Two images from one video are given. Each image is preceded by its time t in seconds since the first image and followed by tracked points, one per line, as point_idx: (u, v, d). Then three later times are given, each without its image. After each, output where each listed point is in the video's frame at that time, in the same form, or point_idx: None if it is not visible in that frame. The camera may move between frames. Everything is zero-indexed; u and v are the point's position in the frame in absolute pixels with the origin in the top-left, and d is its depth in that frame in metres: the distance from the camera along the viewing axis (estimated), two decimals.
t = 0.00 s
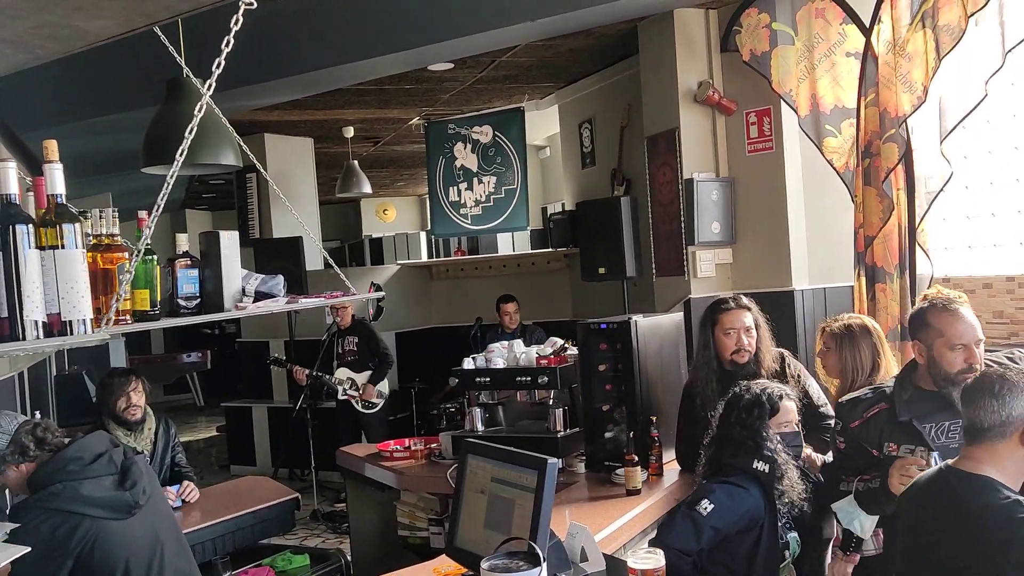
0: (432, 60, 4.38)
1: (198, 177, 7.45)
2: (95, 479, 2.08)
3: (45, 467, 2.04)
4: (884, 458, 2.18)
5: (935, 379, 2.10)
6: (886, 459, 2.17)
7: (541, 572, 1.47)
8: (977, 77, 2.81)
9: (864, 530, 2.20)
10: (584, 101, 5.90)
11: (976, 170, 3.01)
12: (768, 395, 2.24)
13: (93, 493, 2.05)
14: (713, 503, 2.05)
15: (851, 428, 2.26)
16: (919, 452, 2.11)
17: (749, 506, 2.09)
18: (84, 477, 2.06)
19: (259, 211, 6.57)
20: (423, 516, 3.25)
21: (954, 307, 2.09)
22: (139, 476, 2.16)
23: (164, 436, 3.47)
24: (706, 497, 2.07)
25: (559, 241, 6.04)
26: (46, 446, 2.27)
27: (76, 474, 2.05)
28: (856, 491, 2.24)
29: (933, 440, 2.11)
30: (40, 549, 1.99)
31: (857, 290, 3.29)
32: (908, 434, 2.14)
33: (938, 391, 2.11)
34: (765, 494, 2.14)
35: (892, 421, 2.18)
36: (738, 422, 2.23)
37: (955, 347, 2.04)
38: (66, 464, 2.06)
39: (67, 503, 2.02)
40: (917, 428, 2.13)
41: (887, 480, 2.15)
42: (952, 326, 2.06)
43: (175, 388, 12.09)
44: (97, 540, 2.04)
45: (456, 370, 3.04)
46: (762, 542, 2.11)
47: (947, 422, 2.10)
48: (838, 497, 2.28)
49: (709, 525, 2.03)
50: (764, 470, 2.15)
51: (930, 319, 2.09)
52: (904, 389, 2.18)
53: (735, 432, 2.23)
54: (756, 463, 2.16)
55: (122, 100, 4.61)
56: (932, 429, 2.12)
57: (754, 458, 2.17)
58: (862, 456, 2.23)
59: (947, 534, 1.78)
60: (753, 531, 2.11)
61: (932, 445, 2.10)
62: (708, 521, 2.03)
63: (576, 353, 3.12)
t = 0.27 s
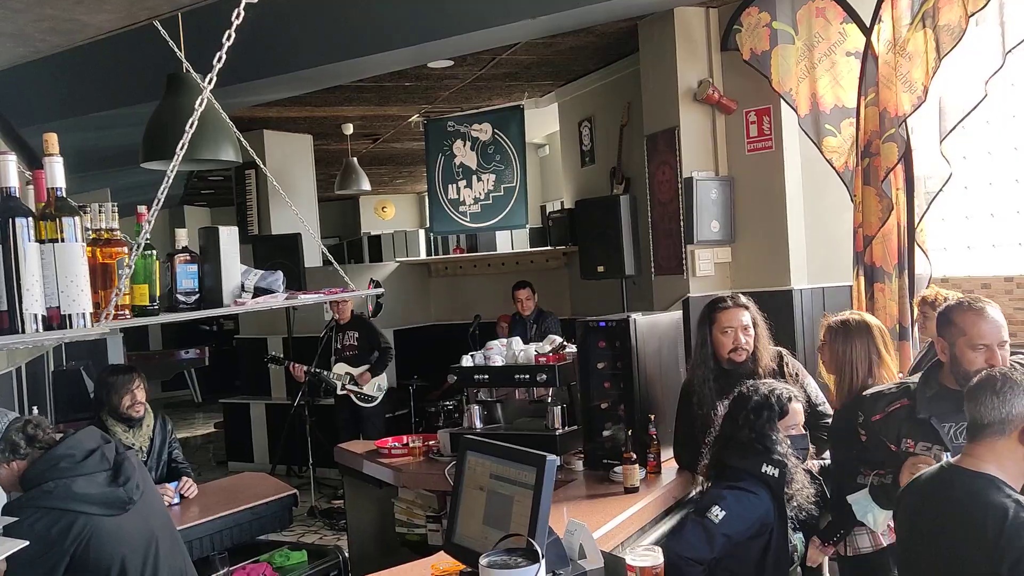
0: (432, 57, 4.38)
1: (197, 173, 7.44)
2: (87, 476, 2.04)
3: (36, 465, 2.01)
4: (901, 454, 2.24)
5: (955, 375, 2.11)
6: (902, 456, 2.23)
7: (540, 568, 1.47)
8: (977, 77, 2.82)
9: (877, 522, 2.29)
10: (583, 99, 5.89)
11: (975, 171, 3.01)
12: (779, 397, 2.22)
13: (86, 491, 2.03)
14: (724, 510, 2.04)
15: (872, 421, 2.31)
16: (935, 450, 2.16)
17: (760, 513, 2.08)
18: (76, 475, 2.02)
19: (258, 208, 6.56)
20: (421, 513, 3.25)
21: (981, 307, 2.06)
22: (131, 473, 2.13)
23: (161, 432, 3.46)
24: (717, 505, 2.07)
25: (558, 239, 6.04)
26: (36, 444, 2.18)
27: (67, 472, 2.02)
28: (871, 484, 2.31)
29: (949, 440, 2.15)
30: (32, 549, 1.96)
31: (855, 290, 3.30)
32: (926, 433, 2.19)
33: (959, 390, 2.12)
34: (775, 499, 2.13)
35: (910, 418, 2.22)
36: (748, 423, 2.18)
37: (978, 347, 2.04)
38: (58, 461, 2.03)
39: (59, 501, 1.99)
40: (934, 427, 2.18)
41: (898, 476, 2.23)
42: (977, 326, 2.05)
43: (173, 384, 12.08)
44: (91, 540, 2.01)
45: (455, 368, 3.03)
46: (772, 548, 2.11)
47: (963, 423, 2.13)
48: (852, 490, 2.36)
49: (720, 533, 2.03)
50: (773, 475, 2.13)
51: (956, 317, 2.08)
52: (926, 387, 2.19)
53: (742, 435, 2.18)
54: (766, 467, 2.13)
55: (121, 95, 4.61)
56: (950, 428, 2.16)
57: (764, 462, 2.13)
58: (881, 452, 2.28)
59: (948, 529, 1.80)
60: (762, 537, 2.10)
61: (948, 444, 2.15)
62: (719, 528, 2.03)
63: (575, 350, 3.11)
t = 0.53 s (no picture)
0: (430, 54, 4.37)
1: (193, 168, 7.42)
2: (76, 474, 2.03)
3: (26, 463, 1.99)
4: (914, 452, 2.27)
5: (966, 377, 2.16)
6: (915, 453, 2.26)
7: (534, 566, 1.47)
8: (973, 78, 2.82)
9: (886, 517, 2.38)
10: (582, 97, 5.88)
11: (972, 171, 2.98)
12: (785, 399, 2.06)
13: (77, 488, 2.01)
14: (736, 524, 1.86)
15: (888, 419, 2.34)
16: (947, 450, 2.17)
17: (771, 525, 1.89)
18: (66, 472, 2.01)
19: (255, 203, 6.55)
20: (416, 510, 3.25)
21: (995, 310, 2.13)
22: (121, 470, 2.13)
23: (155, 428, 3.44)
24: (728, 517, 1.88)
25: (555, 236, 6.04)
26: (24, 442, 2.12)
27: (57, 470, 2.00)
28: (883, 483, 2.35)
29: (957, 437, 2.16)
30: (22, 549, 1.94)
31: (852, 288, 3.34)
32: (940, 433, 2.20)
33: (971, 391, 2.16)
34: (785, 510, 1.93)
35: (926, 417, 2.25)
36: (755, 427, 1.98)
37: (988, 349, 2.10)
38: (47, 459, 2.02)
39: (49, 499, 1.97)
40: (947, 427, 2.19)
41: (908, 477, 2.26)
42: (989, 328, 2.10)
43: (168, 379, 12.06)
44: (82, 538, 2.00)
45: (451, 365, 3.03)
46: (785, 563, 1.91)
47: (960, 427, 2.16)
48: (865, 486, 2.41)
49: (733, 548, 1.86)
50: (783, 484, 1.93)
51: (970, 320, 2.14)
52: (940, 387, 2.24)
53: (747, 440, 1.99)
54: (775, 476, 1.94)
55: (118, 90, 4.60)
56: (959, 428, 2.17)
57: (773, 470, 1.94)
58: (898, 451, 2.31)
59: (947, 526, 1.81)
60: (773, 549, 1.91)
61: (954, 441, 2.16)
62: (733, 544, 1.86)
63: (571, 349, 3.13)
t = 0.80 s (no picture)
0: (428, 49, 4.36)
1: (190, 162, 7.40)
2: (70, 467, 2.02)
3: (19, 457, 1.98)
4: (925, 448, 2.24)
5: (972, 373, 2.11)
6: (927, 449, 2.22)
7: (529, 562, 1.47)
8: (972, 77, 2.80)
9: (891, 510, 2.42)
10: (580, 93, 5.87)
11: (970, 170, 2.94)
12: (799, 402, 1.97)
13: (71, 482, 2.00)
14: (752, 541, 1.80)
15: (904, 414, 2.34)
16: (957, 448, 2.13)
17: (783, 537, 1.84)
18: (60, 466, 2.00)
19: (251, 197, 6.54)
20: (412, 505, 3.24)
21: (1006, 307, 2.06)
22: (115, 464, 2.12)
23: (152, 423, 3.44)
24: (741, 534, 1.81)
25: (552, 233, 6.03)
26: (17, 435, 2.13)
27: (51, 463, 1.99)
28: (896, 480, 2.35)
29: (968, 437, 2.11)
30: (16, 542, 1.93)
31: (849, 287, 3.39)
32: (949, 429, 2.18)
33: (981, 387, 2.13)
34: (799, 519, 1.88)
35: (938, 412, 2.23)
36: (771, 432, 1.93)
37: (994, 346, 2.06)
38: (40, 453, 2.01)
39: (43, 492, 1.96)
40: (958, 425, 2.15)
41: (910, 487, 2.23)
42: (1000, 325, 2.05)
43: (164, 373, 12.05)
44: (77, 531, 1.99)
45: (448, 361, 3.03)
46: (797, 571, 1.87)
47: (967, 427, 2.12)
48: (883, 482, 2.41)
49: (747, 568, 1.80)
50: (798, 494, 1.87)
51: (980, 317, 2.09)
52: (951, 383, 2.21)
53: (761, 445, 1.93)
54: (789, 484, 1.88)
55: (114, 82, 4.57)
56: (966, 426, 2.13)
57: (788, 478, 1.88)
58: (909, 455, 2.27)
59: (947, 526, 1.87)
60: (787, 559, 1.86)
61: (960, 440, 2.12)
62: (747, 564, 1.80)
63: (567, 345, 3.12)
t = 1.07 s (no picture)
0: (427, 43, 4.35)
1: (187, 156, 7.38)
2: (67, 460, 2.02)
3: (15, 450, 1.98)
4: (929, 437, 2.47)
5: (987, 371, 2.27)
6: (933, 438, 2.46)
7: (527, 558, 1.48)
8: (971, 76, 2.80)
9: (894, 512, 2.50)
10: (578, 89, 5.87)
11: (967, 169, 2.94)
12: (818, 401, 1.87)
13: (67, 474, 2.01)
14: (766, 547, 1.70)
15: (912, 402, 2.56)
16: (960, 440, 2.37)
17: (792, 542, 1.74)
18: (57, 458, 2.00)
19: (249, 191, 6.53)
20: (408, 500, 3.24)
21: None
22: (111, 456, 2.13)
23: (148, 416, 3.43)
24: (756, 539, 1.71)
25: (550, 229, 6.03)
26: (9, 431, 2.11)
27: (48, 456, 2.00)
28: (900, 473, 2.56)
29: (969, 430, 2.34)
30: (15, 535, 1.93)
31: (846, 285, 3.44)
32: (955, 422, 2.41)
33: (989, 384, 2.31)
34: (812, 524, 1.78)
35: (947, 405, 2.44)
36: (789, 430, 1.82)
37: (1009, 346, 2.18)
38: (36, 446, 2.01)
39: (39, 485, 1.96)
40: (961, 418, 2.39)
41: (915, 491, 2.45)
42: (1015, 326, 2.17)
43: (160, 367, 12.03)
44: (75, 523, 1.99)
45: (445, 356, 3.03)
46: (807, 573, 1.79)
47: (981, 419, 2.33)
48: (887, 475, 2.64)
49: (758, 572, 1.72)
50: (813, 498, 1.77)
51: (1000, 317, 2.20)
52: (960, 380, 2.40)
53: (779, 442, 1.83)
54: (803, 488, 1.78)
55: (112, 74, 4.56)
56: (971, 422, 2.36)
57: (801, 481, 1.78)
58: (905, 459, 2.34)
59: (948, 524, 1.87)
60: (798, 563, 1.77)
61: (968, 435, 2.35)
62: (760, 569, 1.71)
63: (565, 341, 3.11)
